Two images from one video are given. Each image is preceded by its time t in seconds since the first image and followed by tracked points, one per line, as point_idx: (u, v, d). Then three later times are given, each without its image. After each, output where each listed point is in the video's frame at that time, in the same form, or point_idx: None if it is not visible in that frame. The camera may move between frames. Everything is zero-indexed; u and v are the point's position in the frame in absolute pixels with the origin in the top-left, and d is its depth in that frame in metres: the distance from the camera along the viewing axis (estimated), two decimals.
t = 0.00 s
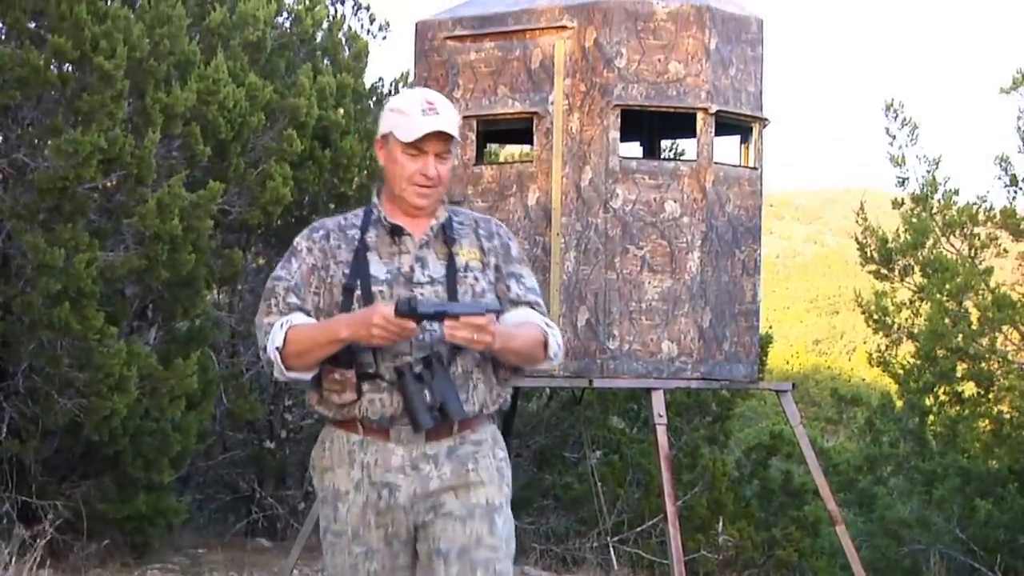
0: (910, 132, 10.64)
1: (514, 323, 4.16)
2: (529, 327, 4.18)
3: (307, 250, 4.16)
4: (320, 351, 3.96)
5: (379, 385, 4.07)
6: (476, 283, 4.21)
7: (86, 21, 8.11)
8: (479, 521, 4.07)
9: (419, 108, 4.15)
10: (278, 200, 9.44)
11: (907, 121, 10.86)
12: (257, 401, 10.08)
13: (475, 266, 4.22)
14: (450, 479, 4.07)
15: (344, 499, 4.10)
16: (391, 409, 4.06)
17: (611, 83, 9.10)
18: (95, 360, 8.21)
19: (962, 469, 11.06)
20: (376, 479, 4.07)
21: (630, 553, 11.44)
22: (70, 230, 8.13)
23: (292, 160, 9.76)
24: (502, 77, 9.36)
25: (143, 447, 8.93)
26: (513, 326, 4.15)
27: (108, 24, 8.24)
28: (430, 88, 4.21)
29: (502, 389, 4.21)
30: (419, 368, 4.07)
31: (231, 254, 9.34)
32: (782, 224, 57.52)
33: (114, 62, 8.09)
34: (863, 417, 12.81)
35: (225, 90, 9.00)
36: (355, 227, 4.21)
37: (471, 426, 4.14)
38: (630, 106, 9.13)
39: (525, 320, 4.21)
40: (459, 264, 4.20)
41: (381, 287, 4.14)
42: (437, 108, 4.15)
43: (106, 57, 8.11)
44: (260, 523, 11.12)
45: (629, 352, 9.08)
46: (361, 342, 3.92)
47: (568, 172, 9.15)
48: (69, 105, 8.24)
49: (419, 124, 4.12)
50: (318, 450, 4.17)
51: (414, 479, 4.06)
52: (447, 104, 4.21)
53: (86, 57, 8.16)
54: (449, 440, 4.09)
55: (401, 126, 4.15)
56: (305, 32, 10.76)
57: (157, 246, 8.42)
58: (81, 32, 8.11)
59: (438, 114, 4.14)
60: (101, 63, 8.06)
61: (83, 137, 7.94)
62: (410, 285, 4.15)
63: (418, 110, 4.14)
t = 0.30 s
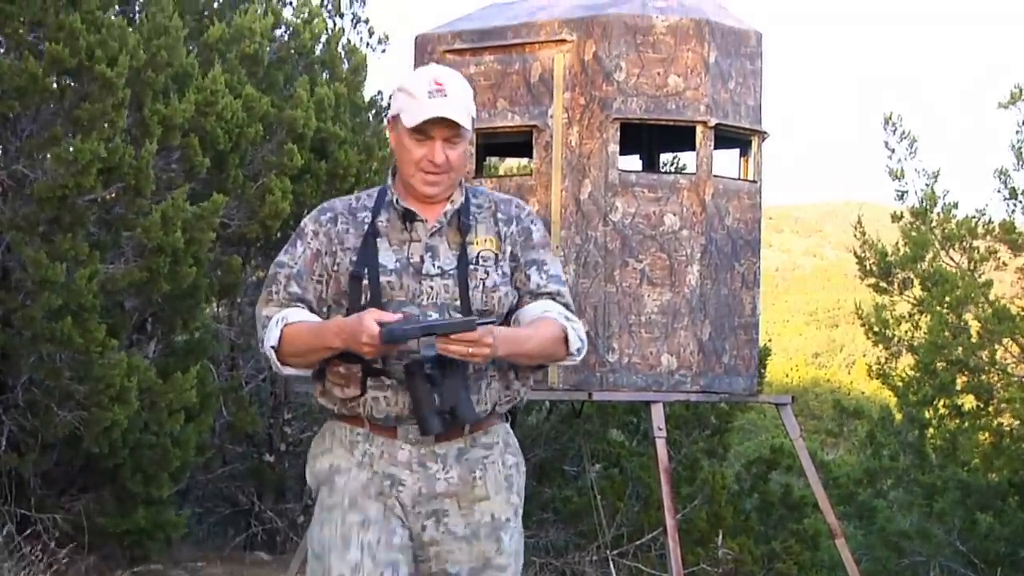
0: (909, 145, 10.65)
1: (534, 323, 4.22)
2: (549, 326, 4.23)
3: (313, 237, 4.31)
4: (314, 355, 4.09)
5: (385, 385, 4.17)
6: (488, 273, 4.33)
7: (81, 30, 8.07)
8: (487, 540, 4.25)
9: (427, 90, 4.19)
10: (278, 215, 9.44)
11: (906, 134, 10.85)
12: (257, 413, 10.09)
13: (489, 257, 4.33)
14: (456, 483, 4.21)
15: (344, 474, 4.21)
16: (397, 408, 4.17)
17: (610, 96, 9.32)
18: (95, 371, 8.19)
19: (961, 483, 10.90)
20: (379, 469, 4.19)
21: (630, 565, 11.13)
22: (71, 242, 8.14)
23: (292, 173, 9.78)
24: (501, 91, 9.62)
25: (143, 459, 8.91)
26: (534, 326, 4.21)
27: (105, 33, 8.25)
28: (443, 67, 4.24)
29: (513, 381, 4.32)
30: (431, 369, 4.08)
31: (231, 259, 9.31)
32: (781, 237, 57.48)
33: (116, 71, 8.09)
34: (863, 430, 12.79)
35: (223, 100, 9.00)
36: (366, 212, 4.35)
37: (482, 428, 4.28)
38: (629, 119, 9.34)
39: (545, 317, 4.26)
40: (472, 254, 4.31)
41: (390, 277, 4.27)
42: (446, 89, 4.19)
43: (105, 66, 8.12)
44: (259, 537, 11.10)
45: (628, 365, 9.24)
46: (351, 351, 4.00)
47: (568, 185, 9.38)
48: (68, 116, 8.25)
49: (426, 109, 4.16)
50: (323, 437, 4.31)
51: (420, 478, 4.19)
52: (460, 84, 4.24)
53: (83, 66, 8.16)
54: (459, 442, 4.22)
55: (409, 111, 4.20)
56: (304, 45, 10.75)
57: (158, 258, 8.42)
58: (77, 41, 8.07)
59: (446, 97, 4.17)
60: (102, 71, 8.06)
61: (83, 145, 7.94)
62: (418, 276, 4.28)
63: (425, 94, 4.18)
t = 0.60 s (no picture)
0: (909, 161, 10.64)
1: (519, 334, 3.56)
2: (534, 335, 3.58)
3: (275, 259, 3.63)
4: (287, 391, 3.45)
5: (372, 412, 3.54)
6: (475, 282, 3.65)
7: (80, 41, 8.11)
8: None
9: (381, 94, 3.55)
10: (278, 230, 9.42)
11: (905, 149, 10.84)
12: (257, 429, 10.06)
13: (472, 263, 3.66)
14: (450, 519, 3.57)
15: (335, 503, 3.53)
16: (390, 439, 3.54)
17: (610, 111, 9.53)
18: (96, 386, 8.22)
19: (962, 498, 10.79)
20: (370, 501, 3.54)
21: None
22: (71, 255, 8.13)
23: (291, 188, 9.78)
24: (501, 106, 9.77)
25: (140, 474, 8.82)
26: (519, 337, 3.55)
27: (105, 46, 8.28)
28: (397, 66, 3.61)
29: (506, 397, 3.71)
30: (425, 395, 3.49)
31: (229, 279, 9.28)
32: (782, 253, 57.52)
33: (114, 81, 8.11)
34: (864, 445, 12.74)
35: (222, 113, 9.00)
36: (330, 226, 3.66)
37: (477, 457, 3.62)
38: (629, 133, 9.55)
39: (530, 326, 3.60)
40: (450, 263, 3.63)
41: (366, 299, 3.57)
42: (402, 92, 3.55)
43: (105, 78, 8.13)
44: (258, 553, 11.05)
45: (628, 380, 9.47)
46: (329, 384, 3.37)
47: (567, 200, 9.55)
48: (68, 130, 8.26)
49: (380, 115, 3.52)
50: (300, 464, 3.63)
51: (413, 513, 3.55)
52: (417, 84, 3.60)
53: (83, 79, 8.18)
54: (455, 474, 3.57)
55: (364, 120, 3.54)
56: (304, 61, 10.76)
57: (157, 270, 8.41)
58: (76, 52, 8.12)
59: (402, 99, 3.53)
60: (100, 82, 8.07)
61: (83, 157, 7.95)
62: (395, 294, 3.58)
63: (381, 100, 3.54)
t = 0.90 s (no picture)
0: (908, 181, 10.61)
1: (503, 323, 4.12)
2: (518, 322, 4.15)
3: (245, 254, 4.04)
4: (269, 392, 3.86)
5: (358, 410, 3.98)
6: (453, 270, 4.18)
7: (83, 66, 8.13)
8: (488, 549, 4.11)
9: (348, 76, 4.00)
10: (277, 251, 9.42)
11: (904, 170, 10.83)
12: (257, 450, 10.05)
13: (451, 248, 4.20)
14: (440, 505, 4.07)
15: (309, 525, 3.98)
16: (375, 435, 3.99)
17: (610, 131, 9.56)
18: (93, 407, 8.19)
19: (963, 519, 10.67)
20: (355, 503, 4.00)
21: None
22: (70, 277, 8.13)
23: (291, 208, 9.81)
24: (500, 126, 9.82)
25: (138, 496, 8.72)
26: (506, 326, 4.11)
27: (107, 70, 8.29)
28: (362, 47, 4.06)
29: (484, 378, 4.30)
30: (414, 386, 3.93)
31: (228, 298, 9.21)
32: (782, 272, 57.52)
33: (114, 106, 8.12)
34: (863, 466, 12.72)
35: (223, 136, 9.02)
36: (300, 213, 4.12)
37: (458, 449, 4.13)
38: (628, 154, 9.58)
39: (512, 313, 4.18)
40: (433, 248, 4.17)
41: (348, 286, 4.05)
42: (367, 72, 4.01)
43: (105, 103, 8.16)
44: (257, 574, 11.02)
45: (628, 401, 9.48)
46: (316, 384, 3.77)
47: (567, 220, 9.58)
48: (68, 153, 8.28)
49: (350, 97, 3.97)
50: (273, 474, 4.05)
51: (403, 506, 4.03)
52: (382, 64, 4.05)
53: (84, 102, 8.20)
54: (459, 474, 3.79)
55: (332, 105, 4.00)
56: (305, 82, 10.77)
57: (155, 292, 8.39)
58: (78, 76, 8.11)
59: (367, 81, 3.99)
60: (100, 107, 8.09)
61: (82, 182, 7.96)
62: (377, 283, 4.07)
63: (344, 84, 3.99)
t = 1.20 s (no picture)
0: (907, 203, 10.61)
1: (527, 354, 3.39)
2: (543, 357, 3.41)
3: (255, 255, 3.35)
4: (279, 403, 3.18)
5: (365, 435, 3.28)
6: (481, 294, 3.46)
7: (84, 93, 8.13)
8: None
9: (382, 80, 3.31)
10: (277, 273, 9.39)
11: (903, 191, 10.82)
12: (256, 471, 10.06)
13: (476, 272, 3.47)
14: (447, 554, 3.35)
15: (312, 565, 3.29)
16: (382, 461, 3.29)
17: (609, 153, 9.69)
18: (94, 431, 8.13)
19: (963, 541, 10.65)
20: (354, 542, 3.29)
21: None
22: (69, 302, 8.16)
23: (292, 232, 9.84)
24: (501, 148, 9.97)
25: (137, 519, 8.70)
26: (526, 356, 3.40)
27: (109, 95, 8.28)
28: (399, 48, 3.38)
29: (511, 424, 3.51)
30: (420, 408, 3.27)
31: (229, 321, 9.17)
32: (781, 290, 57.59)
33: (115, 131, 8.18)
34: (864, 488, 12.68)
35: (223, 159, 9.00)
36: (319, 225, 3.41)
37: (471, 489, 3.41)
38: (627, 176, 9.71)
39: (536, 346, 3.45)
40: (455, 270, 3.44)
41: (358, 302, 3.32)
42: (404, 79, 3.32)
43: (106, 127, 8.19)
44: None
45: (627, 422, 9.56)
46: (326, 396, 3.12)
47: (566, 242, 9.70)
48: (69, 177, 8.29)
49: (380, 103, 3.28)
50: (274, 500, 3.35)
51: (404, 548, 3.31)
52: (419, 70, 3.37)
53: (85, 127, 8.21)
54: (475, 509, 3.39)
55: (360, 109, 3.30)
56: (306, 104, 10.75)
57: (155, 317, 8.36)
58: (80, 103, 8.13)
59: (405, 86, 3.30)
60: (102, 131, 8.14)
61: (81, 206, 7.95)
62: (394, 302, 3.35)
63: (376, 86, 3.31)
